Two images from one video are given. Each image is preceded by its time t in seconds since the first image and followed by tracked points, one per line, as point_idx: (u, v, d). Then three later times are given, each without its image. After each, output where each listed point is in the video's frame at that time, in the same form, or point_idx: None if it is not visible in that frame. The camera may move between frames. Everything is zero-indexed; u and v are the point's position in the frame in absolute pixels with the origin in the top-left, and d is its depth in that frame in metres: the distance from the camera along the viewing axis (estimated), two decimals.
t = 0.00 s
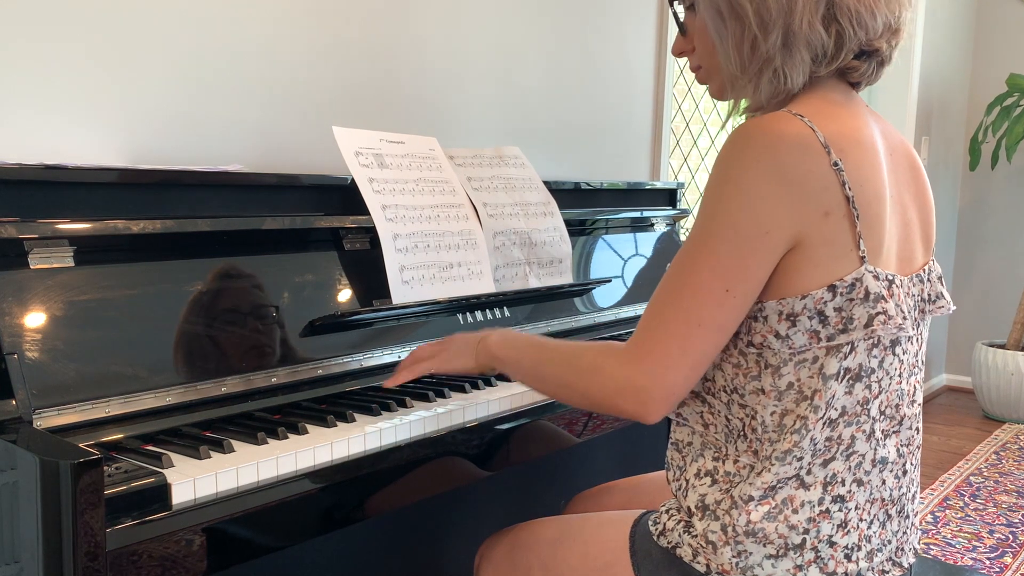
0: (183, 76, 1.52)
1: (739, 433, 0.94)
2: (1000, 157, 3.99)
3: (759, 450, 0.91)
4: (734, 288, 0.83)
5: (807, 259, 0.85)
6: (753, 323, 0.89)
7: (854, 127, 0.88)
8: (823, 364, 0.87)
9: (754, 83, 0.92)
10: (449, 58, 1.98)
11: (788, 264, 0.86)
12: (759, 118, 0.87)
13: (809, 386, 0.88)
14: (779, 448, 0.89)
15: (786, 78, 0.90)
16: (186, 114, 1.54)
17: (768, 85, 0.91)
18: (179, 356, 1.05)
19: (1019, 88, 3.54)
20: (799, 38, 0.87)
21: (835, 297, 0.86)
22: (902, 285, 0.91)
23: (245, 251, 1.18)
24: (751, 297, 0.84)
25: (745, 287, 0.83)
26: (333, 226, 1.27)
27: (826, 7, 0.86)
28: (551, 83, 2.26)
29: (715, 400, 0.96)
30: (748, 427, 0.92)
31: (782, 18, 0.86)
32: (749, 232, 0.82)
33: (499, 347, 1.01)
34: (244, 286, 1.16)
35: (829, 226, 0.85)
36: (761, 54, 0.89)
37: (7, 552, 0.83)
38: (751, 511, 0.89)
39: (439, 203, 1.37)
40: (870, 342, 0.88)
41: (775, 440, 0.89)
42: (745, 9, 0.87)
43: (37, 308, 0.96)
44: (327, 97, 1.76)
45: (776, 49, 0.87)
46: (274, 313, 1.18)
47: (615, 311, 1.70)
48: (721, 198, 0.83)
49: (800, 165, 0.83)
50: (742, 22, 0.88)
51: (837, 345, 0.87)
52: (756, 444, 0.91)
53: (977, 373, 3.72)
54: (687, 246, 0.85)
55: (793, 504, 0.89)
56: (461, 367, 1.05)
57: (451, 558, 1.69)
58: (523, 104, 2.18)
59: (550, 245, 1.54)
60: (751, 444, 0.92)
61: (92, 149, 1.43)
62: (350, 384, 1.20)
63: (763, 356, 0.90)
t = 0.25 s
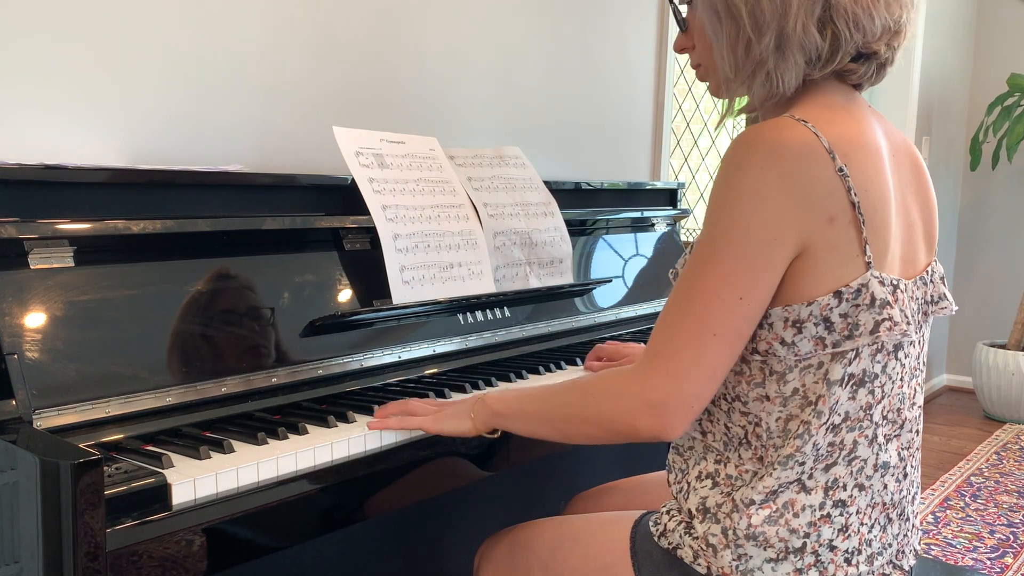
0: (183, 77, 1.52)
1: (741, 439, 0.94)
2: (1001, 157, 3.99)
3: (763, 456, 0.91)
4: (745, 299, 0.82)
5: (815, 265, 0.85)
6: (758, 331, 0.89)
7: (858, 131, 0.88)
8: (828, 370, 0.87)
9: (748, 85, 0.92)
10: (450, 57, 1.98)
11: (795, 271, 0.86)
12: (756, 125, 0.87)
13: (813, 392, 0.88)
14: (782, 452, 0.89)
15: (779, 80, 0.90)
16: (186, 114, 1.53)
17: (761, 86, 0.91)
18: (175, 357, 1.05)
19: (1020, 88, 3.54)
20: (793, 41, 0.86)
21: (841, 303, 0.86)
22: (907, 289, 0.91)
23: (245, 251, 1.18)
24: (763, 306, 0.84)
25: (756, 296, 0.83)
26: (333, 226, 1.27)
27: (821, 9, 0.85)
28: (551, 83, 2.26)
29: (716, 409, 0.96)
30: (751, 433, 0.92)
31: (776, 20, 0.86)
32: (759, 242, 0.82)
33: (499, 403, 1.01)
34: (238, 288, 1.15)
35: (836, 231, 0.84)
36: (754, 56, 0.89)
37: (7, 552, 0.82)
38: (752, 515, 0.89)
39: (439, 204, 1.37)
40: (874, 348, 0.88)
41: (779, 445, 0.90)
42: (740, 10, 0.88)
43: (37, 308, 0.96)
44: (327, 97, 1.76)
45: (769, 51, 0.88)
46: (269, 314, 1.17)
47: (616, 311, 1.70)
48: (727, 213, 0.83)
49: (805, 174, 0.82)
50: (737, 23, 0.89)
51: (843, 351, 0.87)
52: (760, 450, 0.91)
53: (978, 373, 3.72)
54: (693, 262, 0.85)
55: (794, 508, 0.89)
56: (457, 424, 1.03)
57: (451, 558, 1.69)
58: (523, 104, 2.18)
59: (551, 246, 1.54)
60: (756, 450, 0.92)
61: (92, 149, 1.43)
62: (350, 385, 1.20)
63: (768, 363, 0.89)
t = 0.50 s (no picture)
0: (183, 77, 1.52)
1: (745, 440, 0.94)
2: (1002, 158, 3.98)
3: (766, 458, 0.91)
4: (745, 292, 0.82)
5: (821, 267, 0.85)
6: (764, 333, 0.89)
7: (868, 133, 0.88)
8: (833, 373, 0.87)
9: (757, 86, 0.92)
10: (450, 57, 1.98)
11: (800, 271, 0.85)
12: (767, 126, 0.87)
13: (817, 394, 0.88)
14: (785, 454, 0.89)
15: (788, 81, 0.90)
16: (186, 114, 1.53)
17: (770, 88, 0.91)
18: (173, 358, 1.04)
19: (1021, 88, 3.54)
20: (802, 42, 0.86)
21: (848, 306, 0.86)
22: (912, 293, 0.91)
23: (245, 251, 1.18)
24: (764, 302, 0.83)
25: (757, 291, 0.82)
26: (334, 226, 1.27)
27: (830, 8, 0.85)
28: (552, 83, 2.26)
29: (719, 408, 0.96)
30: (755, 434, 0.92)
31: (784, 21, 0.86)
32: (763, 236, 0.81)
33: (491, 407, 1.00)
34: (237, 292, 1.15)
35: (842, 234, 0.84)
36: (763, 57, 0.89)
37: (6, 552, 0.82)
38: (753, 515, 0.89)
39: (440, 204, 1.37)
40: (879, 351, 0.88)
41: (783, 447, 0.90)
42: (748, 11, 0.88)
43: (37, 308, 0.96)
44: (327, 97, 1.76)
45: (778, 51, 0.88)
46: (268, 320, 1.16)
47: (616, 312, 1.70)
48: (733, 204, 0.83)
49: (814, 171, 0.82)
50: (745, 24, 0.89)
51: (848, 354, 0.87)
52: (764, 451, 0.91)
53: (978, 374, 3.72)
54: (698, 251, 0.84)
55: (795, 510, 0.89)
56: (446, 424, 1.03)
57: (451, 558, 1.69)
58: (524, 104, 2.18)
59: (551, 246, 1.54)
60: (760, 451, 0.92)
61: (92, 149, 1.43)
62: (351, 385, 1.20)
63: (773, 365, 0.89)
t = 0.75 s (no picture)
0: (183, 77, 1.52)
1: (745, 437, 0.93)
2: (1003, 158, 3.98)
3: (766, 455, 0.91)
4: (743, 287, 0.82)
5: (820, 264, 0.85)
6: (763, 327, 0.89)
7: (868, 131, 0.88)
8: (833, 370, 0.87)
9: (758, 87, 0.92)
10: (451, 57, 1.98)
11: (799, 267, 0.85)
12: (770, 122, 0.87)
13: (818, 391, 0.87)
14: (786, 452, 0.88)
15: (788, 82, 0.90)
16: (186, 114, 1.53)
17: (771, 89, 0.91)
18: (180, 359, 1.05)
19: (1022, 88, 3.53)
20: (801, 43, 0.87)
21: (847, 303, 0.85)
22: (914, 291, 0.90)
23: (245, 251, 1.18)
24: (759, 299, 0.84)
25: (753, 287, 0.83)
26: (334, 227, 1.27)
27: (830, 8, 0.85)
28: (552, 83, 2.26)
29: (721, 403, 0.96)
30: (755, 431, 0.92)
31: (783, 23, 0.86)
32: (760, 233, 0.82)
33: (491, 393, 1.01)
34: (244, 292, 1.15)
35: (842, 231, 0.84)
36: (763, 58, 0.89)
37: (7, 553, 0.82)
38: (755, 514, 0.89)
39: (441, 204, 1.37)
40: (880, 349, 0.88)
41: (783, 444, 0.89)
42: (747, 13, 0.88)
43: (37, 308, 0.96)
44: (328, 97, 1.76)
45: (777, 53, 0.88)
46: (276, 321, 1.17)
47: (617, 312, 1.70)
48: (733, 198, 0.83)
49: (814, 167, 0.82)
50: (745, 26, 0.89)
51: (848, 351, 0.86)
52: (763, 448, 0.91)
53: (979, 374, 3.72)
54: (697, 244, 0.85)
55: (797, 508, 0.89)
56: (447, 412, 1.02)
57: (452, 558, 1.69)
58: (524, 104, 2.18)
59: (552, 246, 1.54)
60: (759, 447, 0.92)
61: (92, 149, 1.42)
62: (352, 385, 1.20)
63: (773, 360, 0.89)
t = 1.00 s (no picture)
0: (183, 77, 1.52)
1: (741, 431, 0.93)
2: (1003, 158, 3.98)
3: (762, 449, 0.91)
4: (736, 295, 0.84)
5: (813, 259, 0.85)
6: (757, 320, 0.89)
7: (860, 127, 0.87)
8: (826, 365, 0.87)
9: (757, 87, 0.92)
10: (451, 57, 1.97)
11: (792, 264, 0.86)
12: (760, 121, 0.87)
13: (812, 386, 0.87)
14: (783, 447, 0.88)
15: (788, 82, 0.90)
16: (186, 114, 1.53)
17: (770, 89, 0.91)
18: (186, 359, 1.05)
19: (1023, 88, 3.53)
20: (801, 44, 0.87)
21: (839, 297, 0.85)
22: (909, 287, 0.90)
23: (245, 252, 1.18)
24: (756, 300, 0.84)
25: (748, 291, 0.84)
26: (334, 227, 1.27)
27: (831, 11, 0.85)
28: (553, 83, 2.26)
29: (718, 399, 0.95)
30: (750, 425, 0.92)
31: (784, 23, 0.86)
32: (748, 239, 0.82)
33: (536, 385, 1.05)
34: (249, 289, 1.16)
35: (831, 226, 0.84)
36: (764, 58, 0.89)
37: (7, 553, 0.82)
38: (754, 510, 0.89)
39: (442, 204, 1.37)
40: (875, 343, 0.88)
41: (779, 439, 0.89)
42: (750, 12, 0.88)
43: (37, 308, 0.96)
44: (328, 96, 1.75)
45: (778, 53, 0.88)
46: (282, 318, 1.18)
47: (617, 312, 1.70)
48: (721, 208, 0.84)
49: (798, 167, 0.82)
50: (747, 26, 0.89)
51: (841, 345, 0.86)
52: (758, 442, 0.91)
53: (980, 374, 3.71)
54: (693, 255, 0.86)
55: (796, 504, 0.89)
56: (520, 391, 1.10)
57: (453, 558, 1.69)
58: (525, 104, 2.18)
59: (553, 246, 1.53)
60: (754, 442, 0.91)
61: (92, 149, 1.42)
62: (352, 385, 1.20)
63: (767, 354, 0.89)
